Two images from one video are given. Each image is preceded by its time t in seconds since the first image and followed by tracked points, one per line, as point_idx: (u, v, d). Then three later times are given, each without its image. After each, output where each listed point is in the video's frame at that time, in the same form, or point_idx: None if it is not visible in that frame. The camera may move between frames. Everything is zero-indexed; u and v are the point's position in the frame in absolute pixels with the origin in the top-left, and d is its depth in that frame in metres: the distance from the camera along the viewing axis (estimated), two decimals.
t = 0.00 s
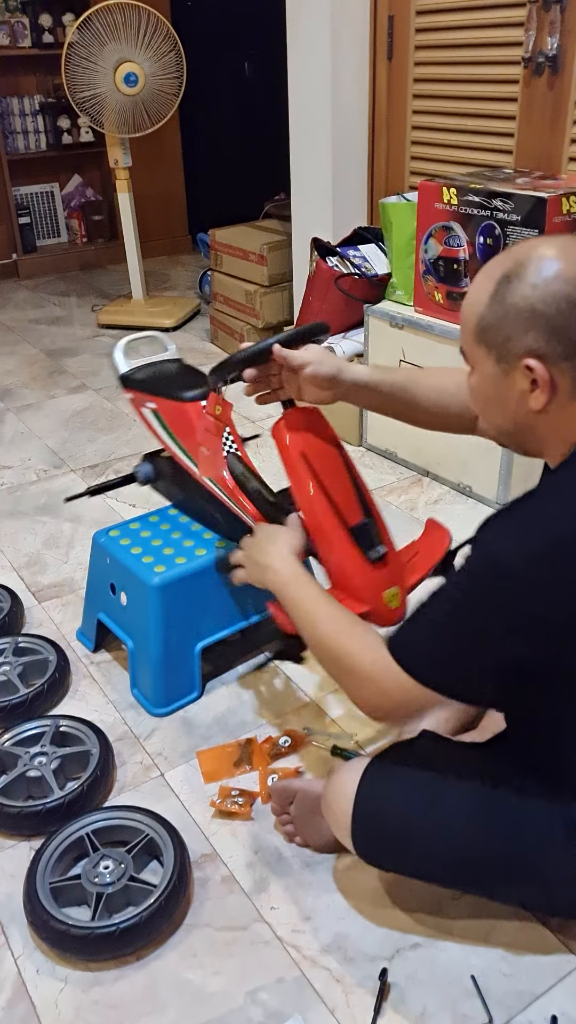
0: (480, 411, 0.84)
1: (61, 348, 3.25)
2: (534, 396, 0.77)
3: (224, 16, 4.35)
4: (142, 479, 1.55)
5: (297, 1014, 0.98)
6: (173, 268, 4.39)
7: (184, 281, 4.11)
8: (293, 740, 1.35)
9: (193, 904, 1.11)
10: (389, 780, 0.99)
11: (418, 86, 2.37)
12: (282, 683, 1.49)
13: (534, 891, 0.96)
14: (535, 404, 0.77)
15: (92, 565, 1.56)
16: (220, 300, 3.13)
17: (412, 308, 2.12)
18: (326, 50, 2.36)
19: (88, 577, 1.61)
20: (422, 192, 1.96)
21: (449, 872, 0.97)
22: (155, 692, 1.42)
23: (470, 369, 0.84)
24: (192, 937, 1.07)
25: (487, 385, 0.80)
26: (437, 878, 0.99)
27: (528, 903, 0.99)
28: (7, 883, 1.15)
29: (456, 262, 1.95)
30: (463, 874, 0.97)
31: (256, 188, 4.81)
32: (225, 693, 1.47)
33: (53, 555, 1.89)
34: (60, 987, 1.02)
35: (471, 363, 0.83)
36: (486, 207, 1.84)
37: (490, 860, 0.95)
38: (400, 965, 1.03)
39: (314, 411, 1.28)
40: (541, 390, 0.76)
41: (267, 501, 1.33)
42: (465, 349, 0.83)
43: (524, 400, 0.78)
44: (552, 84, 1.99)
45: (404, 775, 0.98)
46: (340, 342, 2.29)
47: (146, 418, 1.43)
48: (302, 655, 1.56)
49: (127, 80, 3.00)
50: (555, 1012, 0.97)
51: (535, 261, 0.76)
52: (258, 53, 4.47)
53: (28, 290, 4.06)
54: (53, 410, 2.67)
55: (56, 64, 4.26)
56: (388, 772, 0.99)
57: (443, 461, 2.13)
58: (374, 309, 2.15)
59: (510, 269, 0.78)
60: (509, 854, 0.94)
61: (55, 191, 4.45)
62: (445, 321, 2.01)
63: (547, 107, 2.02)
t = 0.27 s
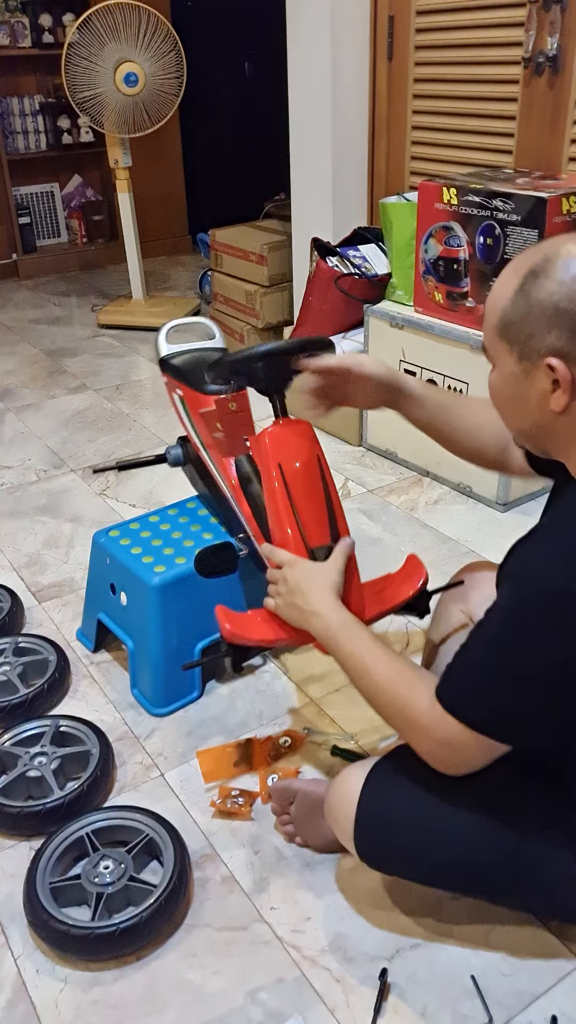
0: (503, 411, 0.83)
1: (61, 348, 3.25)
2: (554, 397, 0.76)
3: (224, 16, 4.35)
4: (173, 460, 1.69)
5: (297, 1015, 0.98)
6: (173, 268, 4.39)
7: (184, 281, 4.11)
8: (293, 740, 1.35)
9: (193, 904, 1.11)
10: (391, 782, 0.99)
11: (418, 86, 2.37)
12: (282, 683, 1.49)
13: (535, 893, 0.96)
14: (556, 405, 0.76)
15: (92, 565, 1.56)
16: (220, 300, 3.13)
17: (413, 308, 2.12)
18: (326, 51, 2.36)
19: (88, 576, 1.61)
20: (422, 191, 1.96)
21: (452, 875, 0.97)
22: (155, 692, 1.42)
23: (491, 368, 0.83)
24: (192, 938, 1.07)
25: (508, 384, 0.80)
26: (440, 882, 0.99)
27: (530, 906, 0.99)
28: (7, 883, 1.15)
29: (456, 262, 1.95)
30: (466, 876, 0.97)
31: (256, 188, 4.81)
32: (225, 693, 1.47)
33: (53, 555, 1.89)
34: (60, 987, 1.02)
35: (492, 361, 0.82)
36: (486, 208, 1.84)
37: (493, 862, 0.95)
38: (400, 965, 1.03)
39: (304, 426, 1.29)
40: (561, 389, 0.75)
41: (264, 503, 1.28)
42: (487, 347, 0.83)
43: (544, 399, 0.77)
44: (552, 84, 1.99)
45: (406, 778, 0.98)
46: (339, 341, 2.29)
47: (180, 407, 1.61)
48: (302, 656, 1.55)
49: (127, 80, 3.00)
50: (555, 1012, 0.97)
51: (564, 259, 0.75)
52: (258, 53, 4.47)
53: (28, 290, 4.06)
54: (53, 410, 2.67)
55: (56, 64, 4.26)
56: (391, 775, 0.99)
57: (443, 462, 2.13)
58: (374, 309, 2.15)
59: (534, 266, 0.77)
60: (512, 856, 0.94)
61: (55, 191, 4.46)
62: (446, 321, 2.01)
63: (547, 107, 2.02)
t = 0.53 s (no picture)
0: (510, 405, 0.83)
1: (61, 348, 3.25)
2: (560, 392, 0.77)
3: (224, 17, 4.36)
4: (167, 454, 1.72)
5: (297, 1015, 0.98)
6: (173, 268, 4.39)
7: (184, 281, 4.11)
8: (293, 741, 1.35)
9: (193, 904, 1.11)
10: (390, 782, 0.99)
11: (418, 86, 2.37)
12: (282, 683, 1.49)
13: (535, 893, 0.96)
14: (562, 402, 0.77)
15: (91, 565, 1.56)
16: (220, 300, 3.13)
17: (413, 308, 2.12)
18: (325, 50, 2.36)
19: (88, 576, 1.61)
20: (422, 191, 1.96)
21: (451, 875, 0.97)
22: (155, 692, 1.42)
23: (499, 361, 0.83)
24: (192, 937, 1.07)
25: (514, 379, 0.80)
26: (440, 882, 0.99)
27: (531, 907, 0.98)
28: (7, 883, 1.15)
29: (456, 262, 1.94)
30: (466, 877, 0.97)
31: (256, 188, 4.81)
32: (225, 693, 1.47)
33: (53, 555, 1.89)
34: (60, 987, 1.02)
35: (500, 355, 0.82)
36: (486, 208, 1.84)
37: (494, 861, 0.95)
38: (400, 964, 1.03)
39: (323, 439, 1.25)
40: (568, 385, 0.76)
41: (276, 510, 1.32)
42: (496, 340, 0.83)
43: (550, 396, 0.78)
44: (552, 84, 1.99)
45: (407, 779, 0.98)
46: (339, 341, 2.29)
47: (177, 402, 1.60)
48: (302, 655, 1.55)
49: (127, 80, 3.00)
50: (555, 1012, 0.97)
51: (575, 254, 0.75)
52: (258, 53, 4.47)
53: (28, 291, 4.06)
54: (53, 410, 2.67)
55: (56, 64, 4.27)
56: (391, 775, 0.99)
57: (443, 462, 2.13)
58: (374, 309, 2.14)
59: (547, 261, 0.77)
60: (513, 857, 0.94)
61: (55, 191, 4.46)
62: (446, 321, 2.01)
63: (547, 107, 2.02)
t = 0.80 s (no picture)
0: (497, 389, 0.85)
1: (61, 348, 3.25)
2: (548, 381, 0.79)
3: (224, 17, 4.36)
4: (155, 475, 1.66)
5: (297, 1014, 0.98)
6: (173, 268, 4.39)
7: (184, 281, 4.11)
8: (293, 740, 1.35)
9: (193, 904, 1.11)
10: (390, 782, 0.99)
11: (418, 87, 2.37)
12: (282, 683, 1.49)
13: (535, 894, 0.96)
14: (549, 390, 0.79)
15: (91, 565, 1.56)
16: (220, 300, 3.13)
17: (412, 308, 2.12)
18: (325, 50, 2.36)
19: (88, 577, 1.61)
20: (422, 191, 1.96)
21: (450, 875, 0.97)
22: (155, 692, 1.42)
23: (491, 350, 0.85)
24: (192, 938, 1.07)
25: (505, 364, 0.82)
26: (439, 882, 0.99)
27: (530, 907, 0.98)
28: (7, 883, 1.15)
29: (456, 262, 1.94)
30: (466, 877, 0.97)
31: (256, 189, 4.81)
32: (225, 693, 1.47)
33: (53, 555, 1.89)
34: (59, 988, 1.02)
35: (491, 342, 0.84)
36: (486, 208, 1.83)
37: (493, 860, 0.95)
38: (400, 964, 1.03)
39: (312, 409, 1.25)
40: (557, 373, 0.78)
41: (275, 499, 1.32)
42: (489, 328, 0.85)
43: (539, 382, 0.80)
44: (552, 84, 1.99)
45: (407, 780, 0.98)
46: (339, 342, 2.29)
47: (157, 414, 1.58)
48: (302, 655, 1.55)
49: (127, 80, 3.00)
50: (555, 1012, 0.97)
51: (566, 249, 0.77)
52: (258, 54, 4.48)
53: (27, 290, 4.06)
54: (53, 410, 2.67)
55: (56, 64, 4.27)
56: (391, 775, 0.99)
57: (443, 462, 2.13)
58: (374, 309, 2.14)
59: (541, 253, 0.79)
60: (513, 856, 0.94)
61: (55, 191, 4.45)
62: (446, 321, 2.01)
63: (546, 107, 2.02)
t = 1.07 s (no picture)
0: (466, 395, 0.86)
1: (61, 348, 3.25)
2: (516, 384, 0.80)
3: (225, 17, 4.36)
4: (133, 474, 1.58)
5: (297, 1014, 0.98)
6: (173, 268, 4.39)
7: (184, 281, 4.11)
8: (293, 740, 1.35)
9: (192, 904, 1.11)
10: (389, 783, 0.99)
11: (418, 87, 2.37)
12: (281, 682, 1.49)
13: (535, 893, 0.96)
14: (516, 395, 0.81)
15: (91, 565, 1.56)
16: (220, 300, 3.13)
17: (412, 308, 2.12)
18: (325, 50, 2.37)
19: (88, 577, 1.61)
20: (421, 192, 1.96)
21: (449, 875, 0.97)
22: (155, 692, 1.42)
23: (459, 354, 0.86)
24: (192, 937, 1.07)
25: (474, 371, 0.83)
26: (438, 882, 0.99)
27: (530, 906, 0.99)
28: (7, 883, 1.15)
29: (456, 262, 1.95)
30: (465, 876, 0.97)
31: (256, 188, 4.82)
32: (225, 693, 1.47)
33: (53, 555, 1.90)
34: (60, 987, 1.02)
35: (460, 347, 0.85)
36: (487, 208, 1.84)
37: (493, 860, 0.95)
38: (400, 964, 1.03)
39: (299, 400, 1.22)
40: (523, 378, 0.79)
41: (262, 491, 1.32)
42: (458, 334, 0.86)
43: (533, 384, 0.80)
44: (551, 84, 1.99)
45: (407, 779, 0.98)
46: (339, 342, 2.30)
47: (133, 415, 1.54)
48: (302, 655, 1.56)
49: (127, 80, 3.00)
50: (555, 1012, 0.97)
51: (529, 260, 0.78)
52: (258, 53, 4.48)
53: (28, 290, 4.06)
54: (53, 410, 2.67)
55: (57, 64, 4.27)
56: (390, 775, 0.99)
57: (443, 463, 2.13)
58: (374, 309, 2.14)
59: (505, 261, 0.80)
60: (512, 855, 0.94)
61: (55, 191, 4.46)
62: (445, 321, 2.01)
63: (546, 107, 2.02)
